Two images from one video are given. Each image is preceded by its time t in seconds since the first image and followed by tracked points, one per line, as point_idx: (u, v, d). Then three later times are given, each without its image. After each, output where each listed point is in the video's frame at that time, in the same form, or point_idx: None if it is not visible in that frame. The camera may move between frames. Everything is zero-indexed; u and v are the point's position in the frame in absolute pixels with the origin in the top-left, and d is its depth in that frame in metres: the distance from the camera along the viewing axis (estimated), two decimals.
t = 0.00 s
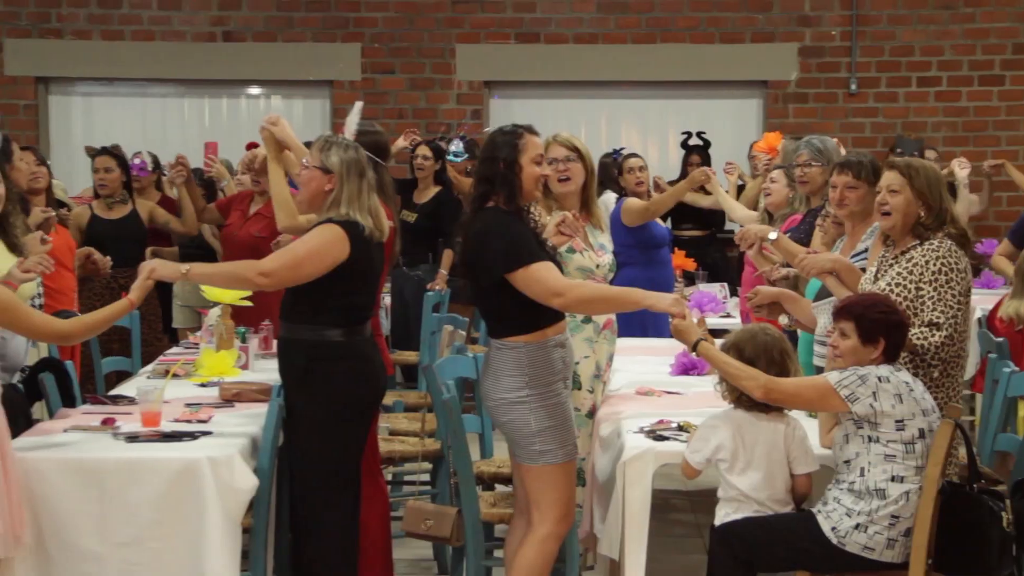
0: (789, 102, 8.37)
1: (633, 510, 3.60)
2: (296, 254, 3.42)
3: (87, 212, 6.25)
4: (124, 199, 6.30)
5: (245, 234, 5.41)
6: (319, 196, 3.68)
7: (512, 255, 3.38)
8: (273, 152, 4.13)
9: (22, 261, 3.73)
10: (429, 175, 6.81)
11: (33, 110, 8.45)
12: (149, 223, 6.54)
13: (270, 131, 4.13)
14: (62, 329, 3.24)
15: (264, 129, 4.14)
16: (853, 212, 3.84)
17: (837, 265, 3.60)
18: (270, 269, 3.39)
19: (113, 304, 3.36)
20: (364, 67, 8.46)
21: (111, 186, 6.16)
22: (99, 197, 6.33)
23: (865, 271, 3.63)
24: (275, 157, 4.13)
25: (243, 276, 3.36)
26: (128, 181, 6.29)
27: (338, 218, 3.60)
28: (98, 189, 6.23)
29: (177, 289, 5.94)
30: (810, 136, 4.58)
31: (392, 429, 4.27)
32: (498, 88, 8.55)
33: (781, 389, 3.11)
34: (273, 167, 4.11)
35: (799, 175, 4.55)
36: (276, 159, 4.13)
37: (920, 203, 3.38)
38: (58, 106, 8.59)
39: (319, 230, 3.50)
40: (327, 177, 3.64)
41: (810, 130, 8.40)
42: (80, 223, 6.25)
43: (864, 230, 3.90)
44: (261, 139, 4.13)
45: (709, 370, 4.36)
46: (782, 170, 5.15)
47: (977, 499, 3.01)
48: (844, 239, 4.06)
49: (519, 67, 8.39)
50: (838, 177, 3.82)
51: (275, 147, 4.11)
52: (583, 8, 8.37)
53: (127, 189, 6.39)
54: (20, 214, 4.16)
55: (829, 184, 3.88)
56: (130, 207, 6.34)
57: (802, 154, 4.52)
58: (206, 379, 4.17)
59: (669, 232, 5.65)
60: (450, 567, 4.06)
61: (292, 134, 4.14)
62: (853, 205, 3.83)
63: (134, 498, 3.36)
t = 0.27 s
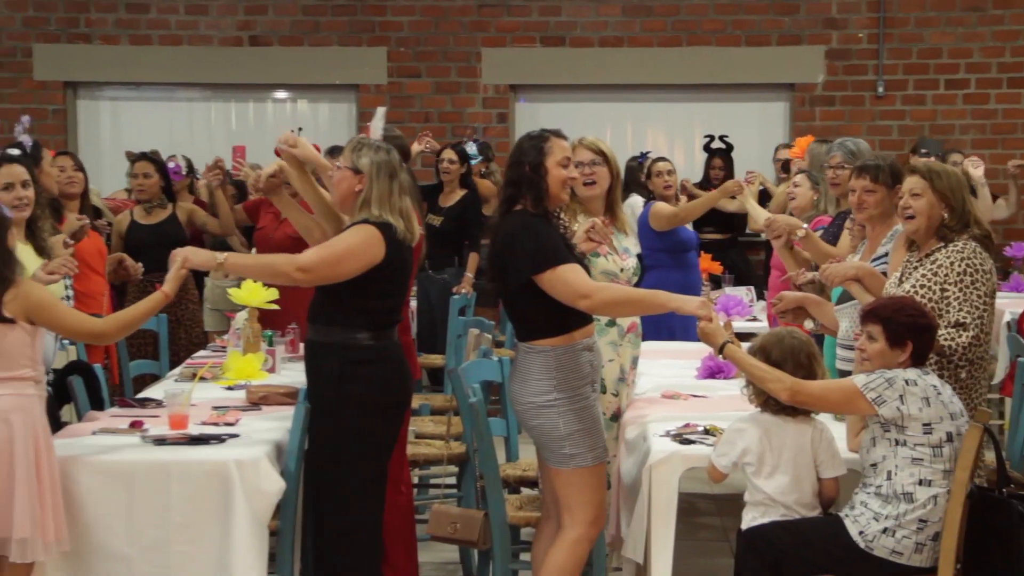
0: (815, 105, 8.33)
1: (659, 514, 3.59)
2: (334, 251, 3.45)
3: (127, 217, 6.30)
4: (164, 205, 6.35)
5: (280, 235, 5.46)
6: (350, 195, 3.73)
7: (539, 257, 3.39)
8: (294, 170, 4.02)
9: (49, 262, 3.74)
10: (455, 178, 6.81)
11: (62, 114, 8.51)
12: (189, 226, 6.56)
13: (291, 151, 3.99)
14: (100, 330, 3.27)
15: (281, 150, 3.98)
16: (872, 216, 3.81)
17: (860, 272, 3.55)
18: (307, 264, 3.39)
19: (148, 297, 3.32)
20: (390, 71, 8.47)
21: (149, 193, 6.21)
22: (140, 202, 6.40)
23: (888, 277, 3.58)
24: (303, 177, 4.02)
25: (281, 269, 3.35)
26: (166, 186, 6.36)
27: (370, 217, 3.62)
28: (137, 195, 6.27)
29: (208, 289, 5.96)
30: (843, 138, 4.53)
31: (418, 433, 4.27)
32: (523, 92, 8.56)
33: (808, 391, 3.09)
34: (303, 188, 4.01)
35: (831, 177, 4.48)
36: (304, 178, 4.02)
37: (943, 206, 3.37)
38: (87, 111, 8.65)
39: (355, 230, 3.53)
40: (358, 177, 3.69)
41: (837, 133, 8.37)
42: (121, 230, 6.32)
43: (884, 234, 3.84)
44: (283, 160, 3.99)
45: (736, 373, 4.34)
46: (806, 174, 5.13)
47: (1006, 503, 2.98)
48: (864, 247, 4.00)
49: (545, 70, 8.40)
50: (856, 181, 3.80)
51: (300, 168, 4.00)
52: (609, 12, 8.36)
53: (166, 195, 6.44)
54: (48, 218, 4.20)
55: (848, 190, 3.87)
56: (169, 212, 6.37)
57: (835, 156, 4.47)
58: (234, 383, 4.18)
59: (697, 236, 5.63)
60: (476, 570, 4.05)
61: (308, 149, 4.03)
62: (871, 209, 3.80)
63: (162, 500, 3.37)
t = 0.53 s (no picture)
0: (843, 105, 8.32)
1: (686, 515, 3.57)
2: (364, 257, 3.47)
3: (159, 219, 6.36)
4: (195, 206, 6.42)
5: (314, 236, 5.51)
6: (379, 197, 3.74)
7: (566, 257, 3.38)
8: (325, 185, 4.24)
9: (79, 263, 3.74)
10: (480, 179, 6.81)
11: (91, 116, 8.56)
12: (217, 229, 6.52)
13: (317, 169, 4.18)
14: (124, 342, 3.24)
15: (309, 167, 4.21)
16: (900, 216, 3.78)
17: (888, 273, 3.52)
18: (338, 271, 3.42)
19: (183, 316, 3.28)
20: (417, 73, 8.48)
21: (182, 192, 6.36)
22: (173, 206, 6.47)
23: (916, 279, 3.55)
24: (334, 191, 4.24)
25: (313, 277, 3.37)
26: (198, 187, 6.45)
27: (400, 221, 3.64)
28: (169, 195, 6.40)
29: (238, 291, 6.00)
30: (877, 138, 4.52)
31: (444, 433, 4.28)
32: (550, 93, 8.56)
33: (836, 392, 3.08)
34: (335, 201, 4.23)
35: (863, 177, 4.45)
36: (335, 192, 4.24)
37: (970, 205, 3.35)
38: (115, 112, 8.70)
39: (386, 234, 3.55)
40: (387, 178, 3.70)
41: (865, 133, 8.34)
42: (154, 231, 6.38)
43: (910, 235, 3.81)
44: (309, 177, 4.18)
45: (763, 374, 4.34)
46: (833, 176, 5.11)
47: None
48: (889, 248, 3.97)
49: (573, 71, 8.40)
50: (881, 183, 3.78)
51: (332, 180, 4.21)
52: (636, 12, 8.35)
53: (199, 197, 6.50)
54: (78, 220, 4.21)
55: (873, 192, 3.85)
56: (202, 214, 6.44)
57: (868, 156, 4.46)
58: (261, 383, 4.19)
59: (724, 237, 5.62)
60: (502, 571, 4.05)
61: (339, 165, 4.28)
62: (899, 210, 3.78)
63: (190, 499, 3.38)
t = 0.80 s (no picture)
0: (874, 103, 8.28)
1: (715, 514, 3.57)
2: (390, 261, 3.48)
3: (182, 218, 6.37)
4: (215, 203, 6.43)
5: (346, 234, 5.54)
6: (408, 198, 3.74)
7: (595, 258, 3.38)
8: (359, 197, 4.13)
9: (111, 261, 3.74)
10: (507, 177, 6.82)
11: (122, 115, 8.60)
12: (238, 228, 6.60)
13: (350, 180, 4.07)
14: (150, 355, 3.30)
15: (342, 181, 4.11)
16: (933, 215, 3.76)
17: (922, 272, 3.49)
18: (363, 278, 3.45)
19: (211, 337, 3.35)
20: (446, 71, 8.48)
21: (197, 189, 6.30)
22: (193, 203, 6.48)
23: (950, 278, 3.52)
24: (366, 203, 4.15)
25: (337, 287, 3.41)
26: (217, 183, 6.43)
27: (426, 222, 3.63)
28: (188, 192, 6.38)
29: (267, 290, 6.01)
30: (911, 136, 4.50)
31: (473, 432, 4.28)
32: (578, 91, 8.54)
33: (870, 394, 3.06)
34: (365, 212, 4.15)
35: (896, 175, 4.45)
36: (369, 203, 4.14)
37: (1004, 205, 3.33)
38: (146, 111, 8.73)
39: (411, 237, 3.56)
40: (414, 178, 3.70)
41: (896, 131, 8.30)
42: (176, 228, 6.38)
43: (943, 234, 3.79)
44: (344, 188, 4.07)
45: (792, 374, 4.32)
46: (867, 174, 5.08)
47: None
48: (921, 246, 3.95)
49: (601, 70, 8.40)
50: (914, 182, 3.76)
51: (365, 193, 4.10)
52: (665, 11, 8.34)
53: (219, 193, 6.48)
54: (109, 219, 4.24)
55: (905, 191, 3.83)
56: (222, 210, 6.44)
57: (902, 154, 4.45)
58: (290, 382, 4.21)
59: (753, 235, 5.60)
60: (531, 570, 4.05)
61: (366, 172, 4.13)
62: (932, 209, 3.76)
63: (222, 496, 3.39)
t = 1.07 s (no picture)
0: (908, 101, 8.23)
1: (748, 513, 3.55)
2: (416, 260, 3.48)
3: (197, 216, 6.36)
4: (232, 201, 6.42)
5: (372, 232, 5.53)
6: (438, 197, 3.74)
7: (627, 257, 3.37)
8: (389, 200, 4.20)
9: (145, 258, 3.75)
10: (537, 174, 6.82)
11: (155, 113, 8.63)
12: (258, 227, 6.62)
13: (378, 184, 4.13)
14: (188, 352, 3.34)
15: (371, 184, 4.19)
16: (972, 214, 3.74)
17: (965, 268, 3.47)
18: (391, 278, 3.45)
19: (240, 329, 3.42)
20: (478, 69, 8.48)
21: (213, 187, 6.28)
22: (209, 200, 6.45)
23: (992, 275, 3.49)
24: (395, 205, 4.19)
25: (365, 285, 3.41)
26: (234, 181, 6.41)
27: (454, 220, 3.63)
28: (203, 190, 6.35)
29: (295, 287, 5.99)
30: (947, 134, 4.48)
31: (505, 429, 4.28)
32: (610, 89, 8.53)
33: (907, 395, 3.04)
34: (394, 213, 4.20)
35: (932, 174, 4.43)
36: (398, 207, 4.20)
37: None
38: (178, 109, 8.77)
39: (438, 236, 3.55)
40: (444, 177, 3.70)
41: (931, 129, 8.25)
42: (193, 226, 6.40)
43: (983, 232, 3.77)
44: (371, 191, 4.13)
45: (825, 372, 4.31)
46: (907, 170, 5.05)
47: None
48: (960, 242, 3.92)
49: (634, 67, 8.38)
50: (953, 180, 3.74)
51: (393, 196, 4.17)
52: (697, 8, 8.32)
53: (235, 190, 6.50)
54: (143, 216, 4.25)
55: (944, 189, 3.80)
56: (239, 208, 6.45)
57: (937, 152, 4.42)
58: (321, 379, 4.21)
59: (784, 233, 5.58)
60: (563, 568, 4.05)
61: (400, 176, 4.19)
62: (972, 208, 3.74)
63: (254, 494, 3.40)
